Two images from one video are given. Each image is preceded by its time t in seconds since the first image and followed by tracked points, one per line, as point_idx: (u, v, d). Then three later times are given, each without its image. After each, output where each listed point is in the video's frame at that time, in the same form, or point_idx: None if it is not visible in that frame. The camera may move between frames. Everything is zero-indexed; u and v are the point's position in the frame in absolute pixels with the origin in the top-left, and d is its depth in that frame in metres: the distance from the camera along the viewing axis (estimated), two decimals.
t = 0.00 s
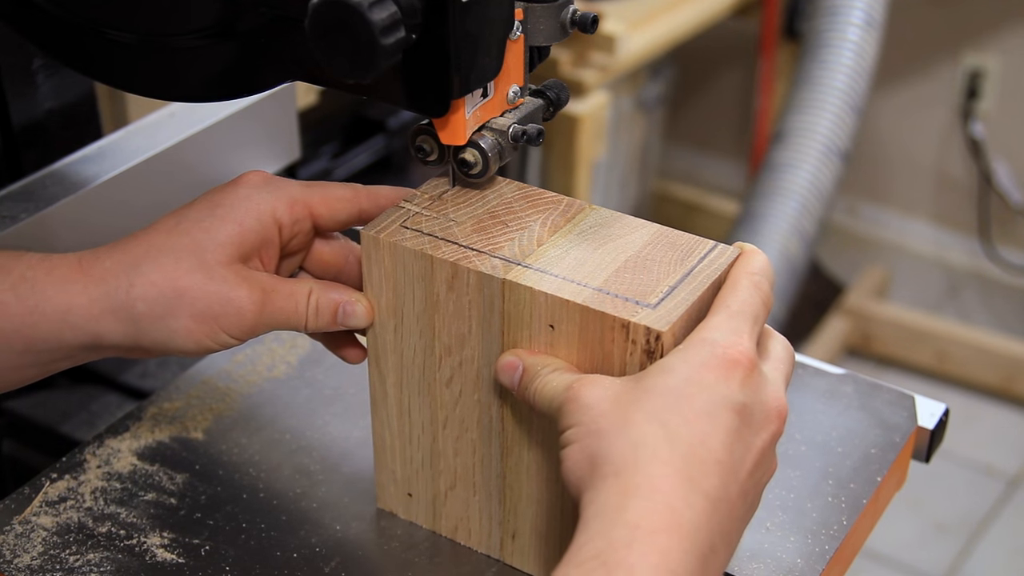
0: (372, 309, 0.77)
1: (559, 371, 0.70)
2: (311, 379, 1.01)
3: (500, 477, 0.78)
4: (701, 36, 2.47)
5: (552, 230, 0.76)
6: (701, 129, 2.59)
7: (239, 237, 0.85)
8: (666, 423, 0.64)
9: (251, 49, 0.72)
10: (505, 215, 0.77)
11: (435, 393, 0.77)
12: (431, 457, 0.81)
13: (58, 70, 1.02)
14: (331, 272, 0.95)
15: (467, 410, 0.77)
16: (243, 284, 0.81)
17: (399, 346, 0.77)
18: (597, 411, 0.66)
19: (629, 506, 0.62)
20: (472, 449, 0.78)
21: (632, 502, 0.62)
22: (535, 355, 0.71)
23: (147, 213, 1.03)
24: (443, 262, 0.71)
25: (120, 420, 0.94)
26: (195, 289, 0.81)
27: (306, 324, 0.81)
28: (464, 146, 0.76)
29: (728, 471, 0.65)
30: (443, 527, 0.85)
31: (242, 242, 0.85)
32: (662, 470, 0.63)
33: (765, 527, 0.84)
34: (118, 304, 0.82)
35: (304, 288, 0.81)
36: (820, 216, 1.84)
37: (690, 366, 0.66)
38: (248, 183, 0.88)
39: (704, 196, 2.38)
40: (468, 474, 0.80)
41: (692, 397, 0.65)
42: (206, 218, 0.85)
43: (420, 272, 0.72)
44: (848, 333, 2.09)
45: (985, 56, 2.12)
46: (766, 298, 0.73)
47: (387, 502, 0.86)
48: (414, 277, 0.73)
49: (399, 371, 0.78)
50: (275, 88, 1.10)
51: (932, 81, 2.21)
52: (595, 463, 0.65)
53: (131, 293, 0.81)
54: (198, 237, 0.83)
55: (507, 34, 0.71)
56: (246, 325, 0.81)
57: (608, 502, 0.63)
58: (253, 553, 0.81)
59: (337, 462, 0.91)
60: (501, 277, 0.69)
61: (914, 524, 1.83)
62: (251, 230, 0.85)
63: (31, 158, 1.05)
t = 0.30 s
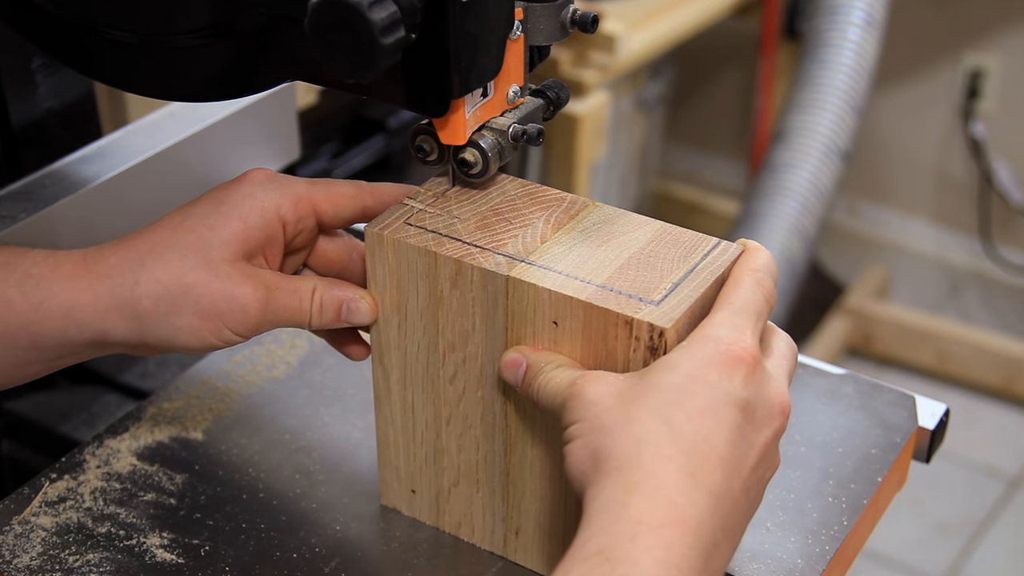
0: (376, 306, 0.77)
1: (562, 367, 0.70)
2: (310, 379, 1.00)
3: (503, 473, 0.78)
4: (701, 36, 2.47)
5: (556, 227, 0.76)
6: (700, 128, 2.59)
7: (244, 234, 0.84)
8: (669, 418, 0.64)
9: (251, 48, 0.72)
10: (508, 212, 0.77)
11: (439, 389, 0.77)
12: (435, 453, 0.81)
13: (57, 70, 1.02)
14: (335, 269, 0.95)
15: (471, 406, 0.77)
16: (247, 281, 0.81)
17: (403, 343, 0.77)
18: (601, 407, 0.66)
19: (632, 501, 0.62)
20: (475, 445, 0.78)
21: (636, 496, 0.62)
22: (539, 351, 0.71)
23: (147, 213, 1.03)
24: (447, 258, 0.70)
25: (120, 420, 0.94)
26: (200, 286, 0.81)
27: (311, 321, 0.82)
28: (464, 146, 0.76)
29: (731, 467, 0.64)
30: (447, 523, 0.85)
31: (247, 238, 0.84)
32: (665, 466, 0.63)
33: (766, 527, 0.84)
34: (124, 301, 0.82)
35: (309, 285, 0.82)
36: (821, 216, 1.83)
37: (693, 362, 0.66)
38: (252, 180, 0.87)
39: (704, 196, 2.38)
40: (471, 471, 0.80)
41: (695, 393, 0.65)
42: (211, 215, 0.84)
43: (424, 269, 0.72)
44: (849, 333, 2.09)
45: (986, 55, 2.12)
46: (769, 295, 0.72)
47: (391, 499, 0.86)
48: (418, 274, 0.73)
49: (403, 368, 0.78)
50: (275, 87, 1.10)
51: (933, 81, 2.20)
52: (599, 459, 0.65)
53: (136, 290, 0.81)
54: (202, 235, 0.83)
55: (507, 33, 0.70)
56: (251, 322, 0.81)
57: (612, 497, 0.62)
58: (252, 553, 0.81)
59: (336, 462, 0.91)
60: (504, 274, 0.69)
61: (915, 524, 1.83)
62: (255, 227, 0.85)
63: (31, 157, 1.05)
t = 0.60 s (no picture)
0: (380, 303, 0.77)
1: (566, 364, 0.70)
2: (310, 379, 1.00)
3: (506, 471, 0.78)
4: (701, 36, 2.47)
5: (559, 223, 0.76)
6: (701, 128, 2.59)
7: (248, 231, 0.84)
8: (673, 414, 0.64)
9: (251, 49, 0.72)
10: (511, 209, 0.77)
11: (443, 386, 0.77)
12: (438, 450, 0.81)
13: (57, 69, 1.02)
14: (339, 266, 0.95)
15: (475, 403, 0.77)
16: (251, 278, 0.81)
17: (407, 339, 0.77)
18: (605, 402, 0.66)
19: (636, 496, 0.62)
20: (478, 442, 0.78)
21: (640, 492, 0.62)
22: (542, 348, 0.71)
23: (148, 213, 1.03)
24: (451, 256, 0.70)
25: (119, 420, 0.94)
26: (205, 284, 0.81)
27: (315, 318, 0.81)
28: (464, 146, 0.75)
29: (735, 462, 0.64)
30: (450, 520, 0.85)
31: (251, 236, 0.84)
32: (669, 461, 0.63)
33: (766, 528, 0.84)
34: (128, 298, 0.82)
35: (312, 282, 0.81)
36: (822, 215, 1.83)
37: (697, 358, 0.66)
38: (255, 178, 0.87)
39: (705, 195, 2.38)
40: (474, 468, 0.80)
41: (699, 388, 0.65)
42: (214, 212, 0.84)
43: (427, 266, 0.72)
44: (850, 333, 2.09)
45: (987, 55, 2.12)
46: (772, 292, 0.72)
47: (394, 496, 0.87)
48: (421, 271, 0.73)
49: (406, 364, 0.78)
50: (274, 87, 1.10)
51: (934, 80, 2.20)
52: (603, 454, 0.65)
53: (141, 287, 0.81)
54: (207, 232, 0.83)
55: (507, 33, 0.70)
56: (255, 319, 0.81)
57: (616, 492, 0.62)
58: (251, 554, 0.81)
59: (335, 462, 0.91)
60: (508, 271, 0.69)
61: (916, 524, 1.83)
62: (259, 224, 0.85)
63: (30, 157, 1.05)
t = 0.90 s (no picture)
0: (384, 300, 0.77)
1: (570, 359, 0.70)
2: (310, 379, 1.00)
3: (510, 467, 0.78)
4: (701, 36, 2.47)
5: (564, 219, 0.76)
6: (701, 128, 2.59)
7: (252, 229, 0.84)
8: (677, 410, 0.64)
9: (251, 48, 0.72)
10: (516, 206, 0.77)
11: (447, 383, 0.77)
12: (442, 447, 0.81)
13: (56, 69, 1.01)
14: (344, 263, 0.95)
15: (479, 399, 0.76)
16: (256, 275, 0.81)
17: (412, 336, 0.77)
18: (610, 398, 0.66)
19: (640, 492, 0.62)
20: (482, 438, 0.78)
21: (644, 487, 0.62)
22: (547, 344, 0.71)
23: (148, 213, 1.03)
24: (455, 252, 0.70)
25: (118, 421, 0.94)
26: (210, 281, 0.81)
27: (319, 315, 0.81)
28: (464, 146, 0.75)
29: (739, 458, 0.64)
30: (454, 516, 0.85)
31: (255, 233, 0.84)
32: (674, 457, 0.63)
33: (767, 528, 0.84)
34: (133, 295, 0.81)
35: (317, 278, 0.81)
36: (822, 214, 1.83)
37: (702, 354, 0.66)
38: (260, 175, 0.87)
39: (705, 195, 2.38)
40: (478, 464, 0.80)
41: (703, 384, 0.65)
42: (219, 210, 0.84)
43: (432, 262, 0.72)
44: (850, 333, 2.09)
45: (987, 55, 2.12)
46: (776, 288, 0.72)
47: (399, 492, 0.87)
48: (426, 267, 0.73)
49: (410, 361, 0.78)
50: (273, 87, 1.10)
51: (934, 80, 2.20)
52: (607, 450, 0.65)
53: (146, 284, 0.81)
54: (211, 229, 0.83)
55: (507, 33, 0.70)
56: (259, 316, 0.81)
57: (621, 488, 0.62)
58: (250, 554, 0.81)
59: (335, 463, 0.91)
60: (513, 267, 0.69)
61: (917, 525, 1.83)
62: (263, 222, 0.85)
63: (29, 157, 1.04)
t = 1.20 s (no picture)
0: (387, 296, 0.77)
1: (572, 356, 0.70)
2: (309, 379, 1.00)
3: (513, 464, 0.78)
4: (701, 36, 2.47)
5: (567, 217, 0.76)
6: (701, 128, 2.58)
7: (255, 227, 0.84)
8: (679, 406, 0.64)
9: (251, 47, 0.72)
10: (520, 203, 0.77)
11: (450, 380, 0.77)
12: (445, 444, 0.81)
13: (55, 68, 1.01)
14: (347, 260, 0.95)
15: (482, 397, 0.76)
16: (259, 273, 0.81)
17: (415, 333, 0.77)
18: (612, 394, 0.66)
19: (642, 488, 0.61)
20: (485, 435, 0.78)
21: (646, 483, 0.61)
22: (549, 341, 0.71)
23: (149, 212, 1.02)
24: (459, 249, 0.70)
25: (117, 421, 0.94)
26: (213, 278, 0.80)
27: (323, 312, 0.81)
28: (464, 146, 0.75)
29: (741, 455, 0.64)
30: (457, 513, 0.85)
31: (257, 231, 0.84)
32: (676, 454, 0.62)
33: (767, 528, 0.84)
34: (134, 294, 0.81)
35: (320, 276, 0.81)
36: (822, 214, 1.83)
37: (704, 351, 0.65)
38: (263, 174, 0.87)
39: (706, 195, 2.37)
40: (481, 461, 0.80)
41: (705, 381, 0.64)
42: (221, 209, 0.84)
43: (435, 259, 0.72)
44: (851, 333, 2.09)
45: (988, 54, 2.11)
46: (778, 285, 0.72)
47: (402, 490, 0.87)
48: (429, 264, 0.73)
49: (414, 358, 0.78)
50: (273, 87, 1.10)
51: (935, 80, 2.20)
52: (609, 447, 0.65)
53: (149, 282, 0.81)
54: (214, 227, 0.82)
55: (507, 32, 0.70)
56: (263, 313, 0.81)
57: (622, 485, 0.62)
58: (250, 554, 0.81)
59: (336, 463, 0.90)
60: (516, 264, 0.69)
61: (918, 525, 1.82)
62: (266, 219, 0.85)
63: (29, 156, 1.04)
